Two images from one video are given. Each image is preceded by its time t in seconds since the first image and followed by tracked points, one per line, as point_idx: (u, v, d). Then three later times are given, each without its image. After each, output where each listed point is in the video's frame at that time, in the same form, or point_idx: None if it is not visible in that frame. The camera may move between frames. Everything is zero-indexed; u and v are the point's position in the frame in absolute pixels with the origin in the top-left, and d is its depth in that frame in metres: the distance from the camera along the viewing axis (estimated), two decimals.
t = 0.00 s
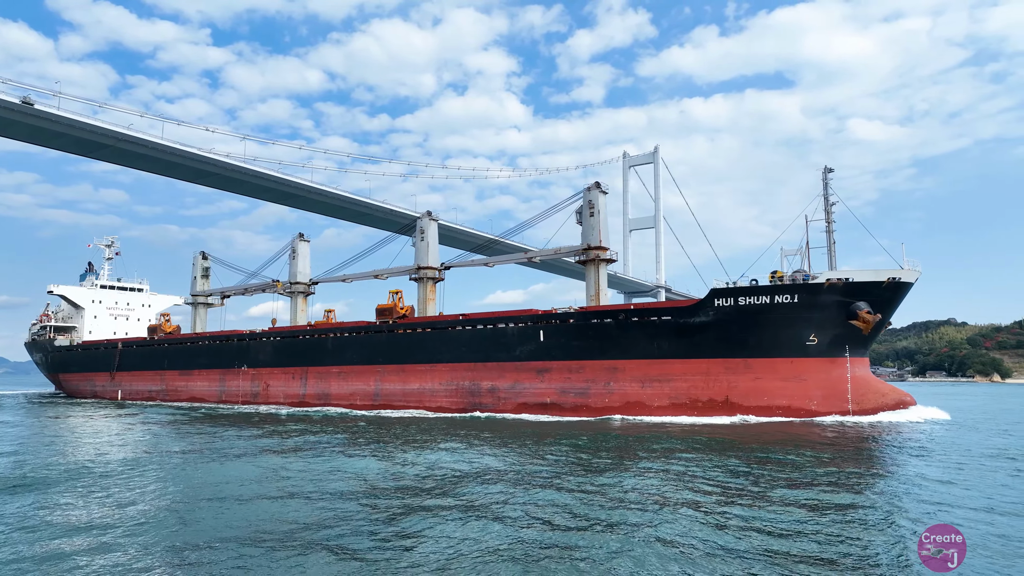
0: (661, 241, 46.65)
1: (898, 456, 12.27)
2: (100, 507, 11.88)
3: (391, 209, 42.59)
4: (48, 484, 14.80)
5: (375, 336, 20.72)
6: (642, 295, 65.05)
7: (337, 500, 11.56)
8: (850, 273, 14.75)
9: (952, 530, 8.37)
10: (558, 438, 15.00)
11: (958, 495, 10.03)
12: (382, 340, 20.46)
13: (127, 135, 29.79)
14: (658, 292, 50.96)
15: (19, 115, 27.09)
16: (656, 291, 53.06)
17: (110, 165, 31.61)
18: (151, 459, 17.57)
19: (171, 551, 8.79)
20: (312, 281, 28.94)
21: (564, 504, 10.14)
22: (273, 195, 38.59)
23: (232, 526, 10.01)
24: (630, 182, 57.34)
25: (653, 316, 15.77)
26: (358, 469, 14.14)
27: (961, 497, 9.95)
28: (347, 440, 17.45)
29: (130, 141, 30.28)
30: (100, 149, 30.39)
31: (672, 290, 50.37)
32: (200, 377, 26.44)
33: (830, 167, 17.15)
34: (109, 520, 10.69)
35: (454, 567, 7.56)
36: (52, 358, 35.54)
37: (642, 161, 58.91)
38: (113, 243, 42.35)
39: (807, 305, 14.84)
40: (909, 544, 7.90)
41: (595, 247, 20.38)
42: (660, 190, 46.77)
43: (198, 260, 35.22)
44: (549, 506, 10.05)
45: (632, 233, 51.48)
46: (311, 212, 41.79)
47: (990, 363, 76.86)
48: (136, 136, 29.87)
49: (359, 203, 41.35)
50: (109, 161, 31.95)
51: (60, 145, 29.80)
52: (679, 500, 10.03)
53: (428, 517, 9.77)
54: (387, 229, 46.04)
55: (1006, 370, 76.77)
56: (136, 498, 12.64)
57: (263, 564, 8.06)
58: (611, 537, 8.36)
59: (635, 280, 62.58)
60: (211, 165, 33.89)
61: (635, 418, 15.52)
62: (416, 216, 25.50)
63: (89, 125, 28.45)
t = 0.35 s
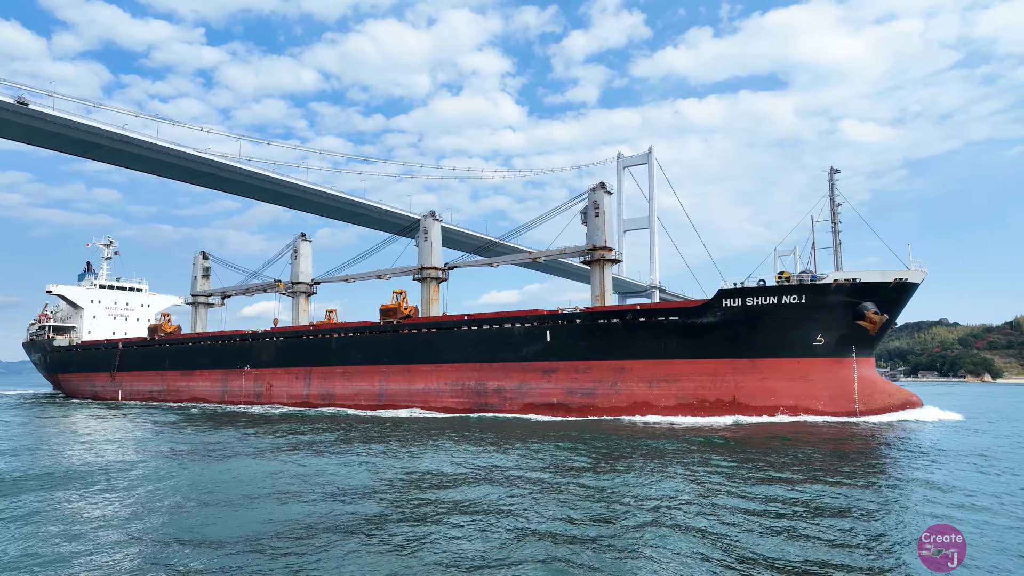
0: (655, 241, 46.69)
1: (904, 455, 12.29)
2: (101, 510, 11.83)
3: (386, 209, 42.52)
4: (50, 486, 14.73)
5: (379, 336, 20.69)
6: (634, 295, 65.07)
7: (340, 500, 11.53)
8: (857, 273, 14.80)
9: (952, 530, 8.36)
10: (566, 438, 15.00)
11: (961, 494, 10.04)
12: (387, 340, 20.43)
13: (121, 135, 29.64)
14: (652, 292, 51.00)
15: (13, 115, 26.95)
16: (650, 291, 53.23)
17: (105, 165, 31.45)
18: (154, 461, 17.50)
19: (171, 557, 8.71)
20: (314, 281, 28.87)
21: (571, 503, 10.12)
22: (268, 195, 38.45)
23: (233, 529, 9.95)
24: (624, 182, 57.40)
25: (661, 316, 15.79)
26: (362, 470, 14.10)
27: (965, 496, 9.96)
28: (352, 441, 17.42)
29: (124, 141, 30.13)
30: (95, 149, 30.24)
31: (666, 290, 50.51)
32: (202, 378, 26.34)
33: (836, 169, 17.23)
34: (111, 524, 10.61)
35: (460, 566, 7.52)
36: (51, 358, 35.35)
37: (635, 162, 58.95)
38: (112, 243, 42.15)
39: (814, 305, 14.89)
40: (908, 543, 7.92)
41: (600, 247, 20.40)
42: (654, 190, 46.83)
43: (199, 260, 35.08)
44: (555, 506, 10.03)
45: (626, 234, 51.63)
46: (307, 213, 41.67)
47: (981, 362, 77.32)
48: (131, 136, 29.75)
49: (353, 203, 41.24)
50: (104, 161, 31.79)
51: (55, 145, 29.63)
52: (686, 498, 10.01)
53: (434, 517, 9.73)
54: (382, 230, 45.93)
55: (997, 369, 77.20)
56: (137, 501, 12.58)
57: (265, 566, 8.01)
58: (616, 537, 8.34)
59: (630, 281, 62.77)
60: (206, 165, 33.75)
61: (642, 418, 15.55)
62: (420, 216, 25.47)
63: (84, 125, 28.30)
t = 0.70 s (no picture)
0: (650, 242, 46.74)
1: (907, 456, 12.39)
2: (107, 509, 11.78)
3: (382, 210, 42.53)
4: (55, 485, 14.66)
5: (385, 336, 20.69)
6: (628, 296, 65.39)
7: (347, 498, 11.56)
8: (865, 274, 14.87)
9: (952, 530, 8.44)
10: (574, 438, 15.03)
11: (965, 494, 10.13)
12: (393, 340, 20.43)
13: (117, 135, 29.54)
14: (647, 292, 51.16)
15: (8, 115, 26.81)
16: (645, 292, 53.37)
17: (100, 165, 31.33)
18: (158, 459, 17.46)
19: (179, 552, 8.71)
20: (317, 281, 28.82)
21: (578, 503, 10.15)
22: (263, 195, 38.32)
23: (240, 526, 9.97)
24: (619, 182, 57.44)
25: (669, 317, 15.83)
26: (368, 469, 14.12)
27: (968, 497, 10.05)
28: (359, 439, 17.41)
29: (120, 141, 30.03)
30: (90, 150, 30.13)
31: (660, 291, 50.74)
32: (205, 377, 26.29)
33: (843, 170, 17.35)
34: (117, 521, 10.59)
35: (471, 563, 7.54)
36: (51, 358, 35.21)
37: (631, 162, 59.25)
38: (111, 242, 41.99)
39: (822, 306, 14.94)
40: (909, 544, 7.98)
41: (605, 247, 20.44)
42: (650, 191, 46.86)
43: (200, 260, 34.97)
44: (563, 505, 10.07)
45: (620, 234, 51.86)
46: (303, 213, 41.55)
47: (973, 363, 77.67)
48: (127, 136, 29.64)
49: (349, 203, 41.22)
50: (99, 161, 31.64)
51: (51, 145, 29.51)
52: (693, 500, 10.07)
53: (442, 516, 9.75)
54: (378, 230, 45.85)
55: (989, 369, 77.62)
56: (143, 500, 12.54)
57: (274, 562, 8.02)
58: (624, 534, 8.36)
59: (624, 281, 63.06)
60: (202, 165, 33.66)
61: (650, 418, 15.59)
62: (424, 216, 25.46)
63: (80, 125, 28.19)
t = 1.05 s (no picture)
0: (645, 242, 46.77)
1: (912, 455, 12.49)
2: (115, 510, 11.79)
3: (378, 210, 42.56)
4: (61, 486, 14.65)
5: (391, 336, 20.71)
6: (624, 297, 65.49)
7: (354, 499, 11.65)
8: (873, 274, 14.96)
9: (951, 530, 8.52)
10: (582, 437, 15.05)
11: (968, 495, 10.20)
12: (399, 341, 20.47)
13: (113, 136, 29.49)
14: (643, 293, 51.25)
15: (5, 115, 26.75)
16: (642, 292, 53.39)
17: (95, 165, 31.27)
18: (162, 460, 17.39)
19: (183, 559, 8.67)
20: (321, 282, 28.82)
21: (582, 507, 10.14)
22: (259, 196, 38.30)
23: (244, 529, 9.95)
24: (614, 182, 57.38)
25: (677, 318, 15.90)
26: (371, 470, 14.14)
27: (971, 496, 10.17)
28: (366, 438, 17.40)
29: (116, 141, 29.98)
30: (86, 150, 30.08)
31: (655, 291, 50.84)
32: (209, 378, 26.27)
33: (849, 172, 17.48)
34: (117, 526, 10.46)
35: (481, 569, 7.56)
36: (52, 359, 35.12)
37: (626, 162, 59.72)
38: (113, 242, 41.92)
39: (830, 307, 15.02)
40: (909, 544, 8.08)
41: (612, 248, 20.50)
42: (646, 191, 46.99)
43: (203, 260, 34.91)
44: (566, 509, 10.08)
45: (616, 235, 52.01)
46: (299, 214, 41.55)
47: (965, 363, 77.48)
48: (123, 137, 29.60)
49: (346, 204, 41.22)
50: (95, 162, 31.58)
51: (47, 145, 29.44)
52: (696, 504, 10.10)
53: (448, 519, 9.77)
54: (374, 231, 45.88)
55: (981, 370, 77.75)
56: (151, 500, 12.56)
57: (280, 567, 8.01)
58: (628, 540, 8.46)
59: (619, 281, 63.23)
60: (197, 165, 33.62)
61: (659, 418, 15.64)
62: (429, 217, 25.47)
63: (77, 125, 28.16)
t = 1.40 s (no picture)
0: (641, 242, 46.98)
1: (918, 456, 12.53)
2: (123, 510, 11.80)
3: (373, 211, 42.68)
4: (69, 486, 14.66)
5: (398, 337, 20.75)
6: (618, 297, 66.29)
7: (361, 498, 11.70)
8: (880, 275, 15.06)
9: (952, 530, 8.62)
10: (591, 438, 15.11)
11: (971, 494, 10.32)
12: (406, 341, 20.50)
13: (110, 137, 29.46)
14: (638, 293, 51.42)
15: (2, 115, 26.70)
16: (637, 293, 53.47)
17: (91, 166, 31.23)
18: (166, 460, 17.35)
19: (191, 557, 8.76)
20: (325, 282, 28.84)
21: (589, 508, 10.19)
22: (256, 196, 38.30)
23: (251, 528, 10.01)
24: (609, 182, 57.52)
25: (685, 318, 15.97)
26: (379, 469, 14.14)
27: (975, 496, 10.22)
28: (373, 438, 17.40)
29: (113, 142, 29.93)
30: (82, 150, 30.06)
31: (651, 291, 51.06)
32: (214, 378, 26.26)
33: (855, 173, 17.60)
34: (120, 527, 10.44)
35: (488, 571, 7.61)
36: (54, 359, 35.06)
37: (622, 162, 60.00)
38: (114, 242, 41.83)
39: (837, 307, 15.12)
40: (909, 544, 8.15)
41: (618, 249, 20.58)
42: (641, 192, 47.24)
43: (205, 260, 34.89)
44: (574, 510, 10.12)
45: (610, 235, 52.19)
46: (296, 214, 41.56)
47: (958, 363, 77.70)
48: (120, 137, 29.55)
49: (341, 205, 41.33)
50: (92, 162, 31.54)
51: (44, 145, 29.39)
52: (706, 504, 10.15)
53: (457, 520, 9.82)
54: (371, 231, 45.91)
55: (973, 370, 78.00)
56: (159, 500, 12.59)
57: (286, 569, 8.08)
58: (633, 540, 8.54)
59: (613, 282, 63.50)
60: (194, 166, 33.60)
61: (667, 418, 15.74)
62: (434, 217, 25.48)
63: (73, 125, 28.14)
